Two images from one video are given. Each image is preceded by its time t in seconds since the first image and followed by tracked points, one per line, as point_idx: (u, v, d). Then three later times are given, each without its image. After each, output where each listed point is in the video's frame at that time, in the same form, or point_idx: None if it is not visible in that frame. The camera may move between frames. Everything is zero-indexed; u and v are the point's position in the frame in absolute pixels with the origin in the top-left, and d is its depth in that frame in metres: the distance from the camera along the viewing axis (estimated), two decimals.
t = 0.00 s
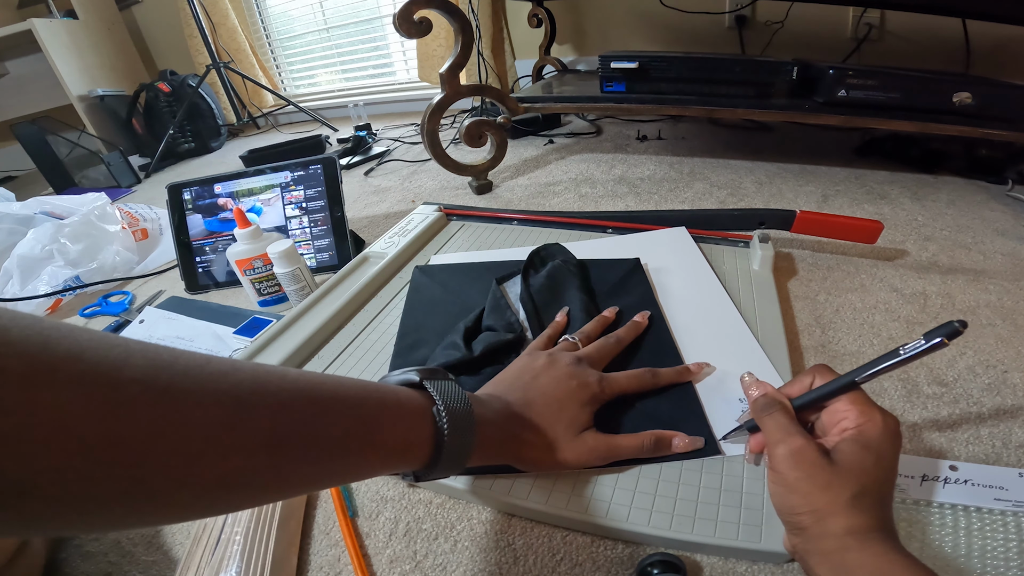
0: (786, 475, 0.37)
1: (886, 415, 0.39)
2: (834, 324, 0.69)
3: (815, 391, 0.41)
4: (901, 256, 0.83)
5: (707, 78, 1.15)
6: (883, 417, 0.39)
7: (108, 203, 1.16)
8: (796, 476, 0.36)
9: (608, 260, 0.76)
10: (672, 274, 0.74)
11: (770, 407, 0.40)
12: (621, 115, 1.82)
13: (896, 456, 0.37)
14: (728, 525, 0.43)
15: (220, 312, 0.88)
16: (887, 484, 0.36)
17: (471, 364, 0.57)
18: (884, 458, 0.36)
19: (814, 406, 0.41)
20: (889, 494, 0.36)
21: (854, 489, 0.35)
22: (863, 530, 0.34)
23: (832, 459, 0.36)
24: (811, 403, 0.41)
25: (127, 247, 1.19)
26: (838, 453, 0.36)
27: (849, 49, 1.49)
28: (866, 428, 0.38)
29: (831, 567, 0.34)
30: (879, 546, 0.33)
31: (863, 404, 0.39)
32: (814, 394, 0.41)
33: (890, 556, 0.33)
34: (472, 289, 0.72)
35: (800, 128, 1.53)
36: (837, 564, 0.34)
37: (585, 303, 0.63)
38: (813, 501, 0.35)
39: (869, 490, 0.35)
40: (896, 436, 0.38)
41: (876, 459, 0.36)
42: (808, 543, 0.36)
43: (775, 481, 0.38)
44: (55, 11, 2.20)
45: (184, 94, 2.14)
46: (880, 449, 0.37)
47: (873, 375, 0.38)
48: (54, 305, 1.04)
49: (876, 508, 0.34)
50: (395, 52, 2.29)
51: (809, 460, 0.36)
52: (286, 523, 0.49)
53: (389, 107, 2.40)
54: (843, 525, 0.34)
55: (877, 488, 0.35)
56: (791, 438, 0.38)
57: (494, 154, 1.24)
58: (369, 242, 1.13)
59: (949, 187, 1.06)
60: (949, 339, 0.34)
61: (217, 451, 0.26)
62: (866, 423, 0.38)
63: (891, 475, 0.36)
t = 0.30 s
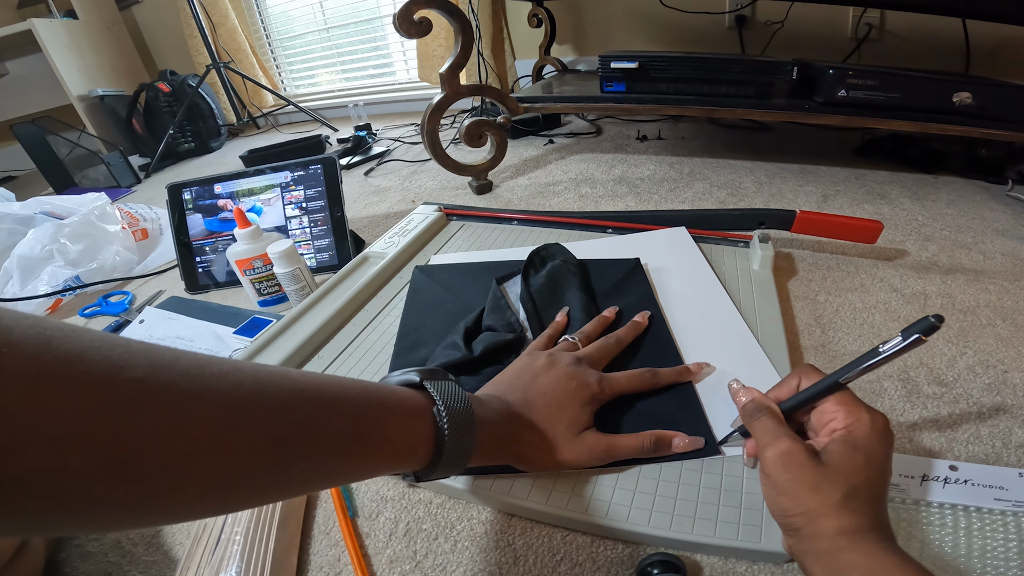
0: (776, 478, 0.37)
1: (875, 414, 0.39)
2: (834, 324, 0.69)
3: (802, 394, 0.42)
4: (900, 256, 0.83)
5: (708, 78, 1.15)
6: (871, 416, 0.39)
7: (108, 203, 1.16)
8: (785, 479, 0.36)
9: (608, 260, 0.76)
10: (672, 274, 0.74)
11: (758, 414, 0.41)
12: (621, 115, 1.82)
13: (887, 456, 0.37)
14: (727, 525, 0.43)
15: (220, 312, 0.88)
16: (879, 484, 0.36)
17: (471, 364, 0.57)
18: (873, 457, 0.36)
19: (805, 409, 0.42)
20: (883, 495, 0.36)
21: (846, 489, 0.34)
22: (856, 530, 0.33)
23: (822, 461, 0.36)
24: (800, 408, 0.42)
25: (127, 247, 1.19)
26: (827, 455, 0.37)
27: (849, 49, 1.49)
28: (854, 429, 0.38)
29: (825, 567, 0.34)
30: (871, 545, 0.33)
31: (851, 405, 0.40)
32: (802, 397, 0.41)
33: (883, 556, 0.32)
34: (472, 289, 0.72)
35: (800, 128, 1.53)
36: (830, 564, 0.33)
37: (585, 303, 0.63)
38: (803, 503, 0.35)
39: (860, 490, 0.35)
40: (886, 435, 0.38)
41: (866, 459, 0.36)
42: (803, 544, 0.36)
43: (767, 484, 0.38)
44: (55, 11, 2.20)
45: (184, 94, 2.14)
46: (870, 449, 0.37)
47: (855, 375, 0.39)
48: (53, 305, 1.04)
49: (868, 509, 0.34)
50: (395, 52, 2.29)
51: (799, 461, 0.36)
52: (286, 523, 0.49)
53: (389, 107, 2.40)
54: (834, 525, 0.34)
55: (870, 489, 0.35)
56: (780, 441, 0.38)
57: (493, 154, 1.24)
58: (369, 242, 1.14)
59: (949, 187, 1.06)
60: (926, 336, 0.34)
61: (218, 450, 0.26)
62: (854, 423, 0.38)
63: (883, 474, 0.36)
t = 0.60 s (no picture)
0: (777, 479, 0.37)
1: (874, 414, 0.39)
2: (834, 324, 0.69)
3: (802, 394, 0.42)
4: (900, 256, 0.83)
5: (708, 78, 1.15)
6: (870, 415, 0.39)
7: (108, 203, 1.16)
8: (785, 479, 0.36)
9: (608, 260, 0.76)
10: (672, 274, 0.74)
11: (757, 415, 0.41)
12: (621, 115, 1.82)
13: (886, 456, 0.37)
14: (727, 525, 0.43)
15: (221, 312, 0.88)
16: (879, 484, 0.36)
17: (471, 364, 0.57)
18: (872, 457, 0.36)
19: (804, 409, 0.42)
20: (883, 495, 0.36)
21: (846, 489, 0.35)
22: (856, 531, 0.33)
23: (822, 461, 0.36)
24: (800, 408, 0.42)
25: (127, 247, 1.19)
26: (827, 455, 0.37)
27: (849, 49, 1.49)
28: (854, 429, 0.38)
29: (824, 567, 0.34)
30: (871, 545, 0.33)
31: (850, 404, 0.40)
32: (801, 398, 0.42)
33: (883, 556, 0.32)
34: (472, 289, 0.72)
35: (800, 129, 1.54)
36: (830, 564, 0.33)
37: (585, 303, 0.63)
38: (804, 504, 0.35)
39: (861, 489, 0.35)
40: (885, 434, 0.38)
41: (866, 459, 0.36)
42: (803, 544, 0.36)
43: (767, 484, 0.38)
44: (55, 11, 2.20)
45: (184, 94, 2.14)
46: (870, 448, 0.37)
47: (854, 374, 0.39)
48: (54, 305, 1.04)
49: (869, 509, 0.34)
50: (395, 52, 2.29)
51: (799, 462, 0.36)
52: (286, 523, 0.49)
53: (389, 107, 2.40)
54: (836, 525, 0.34)
55: (870, 489, 0.35)
56: (781, 442, 0.38)
57: (493, 153, 1.24)
58: (369, 242, 1.14)
59: (949, 187, 1.06)
60: (924, 333, 0.34)
61: (218, 450, 0.26)
62: (854, 423, 0.38)
63: (882, 473, 0.36)
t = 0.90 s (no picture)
0: (779, 480, 0.37)
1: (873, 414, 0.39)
2: (834, 324, 0.69)
3: (800, 395, 0.42)
4: (900, 256, 0.83)
5: (708, 78, 1.15)
6: (870, 415, 0.39)
7: (108, 203, 1.16)
8: (787, 480, 0.36)
9: (608, 260, 0.76)
10: (672, 274, 0.74)
11: (756, 416, 0.41)
12: (621, 115, 1.82)
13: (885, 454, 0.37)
14: (727, 525, 0.43)
15: (220, 312, 0.88)
16: (880, 483, 0.36)
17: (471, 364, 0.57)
18: (872, 455, 0.36)
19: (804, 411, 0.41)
20: (884, 494, 0.36)
21: (848, 489, 0.34)
22: (857, 531, 0.33)
23: (824, 461, 0.36)
24: (799, 409, 0.42)
25: (127, 247, 1.19)
26: (829, 455, 0.36)
27: (849, 49, 1.49)
28: (854, 428, 0.38)
29: (825, 567, 0.34)
30: (872, 545, 0.33)
31: (848, 404, 0.40)
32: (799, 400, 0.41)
33: (884, 556, 0.32)
34: (472, 289, 0.72)
35: (800, 129, 1.54)
36: (831, 564, 0.33)
37: (585, 303, 0.63)
38: (805, 504, 0.35)
39: (862, 488, 0.35)
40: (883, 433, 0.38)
41: (866, 458, 0.36)
42: (803, 544, 0.36)
43: (768, 485, 0.38)
44: (55, 11, 2.20)
45: (184, 94, 2.14)
46: (870, 448, 0.37)
47: (852, 373, 0.39)
48: (54, 305, 1.04)
49: (870, 509, 0.34)
50: (395, 52, 2.29)
51: (800, 461, 0.36)
52: (286, 523, 0.49)
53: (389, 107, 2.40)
54: (837, 525, 0.34)
55: (870, 488, 0.35)
56: (781, 442, 0.38)
57: (493, 154, 1.24)
58: (369, 242, 1.14)
59: (949, 187, 1.06)
60: (917, 329, 0.34)
61: (218, 451, 0.26)
62: (853, 423, 0.38)
63: (882, 473, 0.36)
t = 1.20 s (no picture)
0: (779, 480, 0.36)
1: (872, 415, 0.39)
2: (834, 324, 0.69)
3: (800, 395, 0.41)
4: (900, 256, 0.83)
5: (708, 78, 1.15)
6: (870, 415, 0.39)
7: (108, 203, 1.16)
8: (787, 480, 0.36)
9: (608, 260, 0.76)
10: (673, 274, 0.74)
11: (756, 417, 0.40)
12: (621, 115, 1.82)
13: (885, 454, 0.37)
14: (727, 525, 0.43)
15: (221, 312, 0.88)
16: (879, 484, 0.36)
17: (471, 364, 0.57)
18: (872, 455, 0.36)
19: (804, 411, 0.41)
20: (883, 494, 0.36)
21: (848, 490, 0.34)
22: (857, 530, 0.33)
23: (824, 461, 0.36)
24: (799, 410, 0.42)
25: (127, 247, 1.19)
26: (829, 455, 0.36)
27: (849, 49, 1.49)
28: (854, 428, 0.38)
29: (825, 566, 0.34)
30: (872, 545, 0.33)
31: (849, 404, 0.40)
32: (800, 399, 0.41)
33: (884, 556, 0.32)
34: (472, 289, 0.72)
35: (800, 129, 1.54)
36: (830, 564, 0.33)
37: (585, 303, 0.63)
38: (805, 504, 0.35)
39: (862, 489, 0.35)
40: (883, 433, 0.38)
41: (866, 459, 0.36)
42: (804, 544, 0.36)
43: (768, 485, 0.38)
44: (55, 11, 2.20)
45: (184, 94, 2.14)
46: (870, 448, 0.37)
47: (852, 373, 0.39)
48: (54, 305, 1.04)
49: (870, 509, 0.34)
50: (395, 52, 2.29)
51: (801, 461, 0.36)
52: (286, 523, 0.49)
53: (389, 107, 2.40)
54: (836, 525, 0.34)
55: (870, 488, 0.35)
56: (782, 442, 0.38)
57: (493, 154, 1.24)
58: (369, 242, 1.14)
59: (949, 187, 1.06)
60: (917, 328, 0.34)
61: (218, 452, 0.26)
62: (854, 423, 0.38)
63: (882, 473, 0.36)
